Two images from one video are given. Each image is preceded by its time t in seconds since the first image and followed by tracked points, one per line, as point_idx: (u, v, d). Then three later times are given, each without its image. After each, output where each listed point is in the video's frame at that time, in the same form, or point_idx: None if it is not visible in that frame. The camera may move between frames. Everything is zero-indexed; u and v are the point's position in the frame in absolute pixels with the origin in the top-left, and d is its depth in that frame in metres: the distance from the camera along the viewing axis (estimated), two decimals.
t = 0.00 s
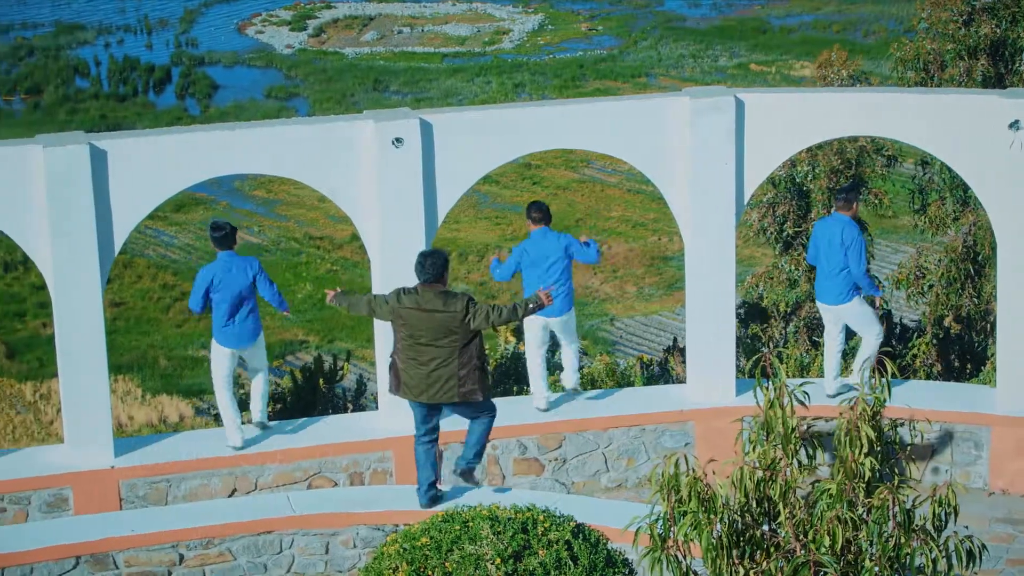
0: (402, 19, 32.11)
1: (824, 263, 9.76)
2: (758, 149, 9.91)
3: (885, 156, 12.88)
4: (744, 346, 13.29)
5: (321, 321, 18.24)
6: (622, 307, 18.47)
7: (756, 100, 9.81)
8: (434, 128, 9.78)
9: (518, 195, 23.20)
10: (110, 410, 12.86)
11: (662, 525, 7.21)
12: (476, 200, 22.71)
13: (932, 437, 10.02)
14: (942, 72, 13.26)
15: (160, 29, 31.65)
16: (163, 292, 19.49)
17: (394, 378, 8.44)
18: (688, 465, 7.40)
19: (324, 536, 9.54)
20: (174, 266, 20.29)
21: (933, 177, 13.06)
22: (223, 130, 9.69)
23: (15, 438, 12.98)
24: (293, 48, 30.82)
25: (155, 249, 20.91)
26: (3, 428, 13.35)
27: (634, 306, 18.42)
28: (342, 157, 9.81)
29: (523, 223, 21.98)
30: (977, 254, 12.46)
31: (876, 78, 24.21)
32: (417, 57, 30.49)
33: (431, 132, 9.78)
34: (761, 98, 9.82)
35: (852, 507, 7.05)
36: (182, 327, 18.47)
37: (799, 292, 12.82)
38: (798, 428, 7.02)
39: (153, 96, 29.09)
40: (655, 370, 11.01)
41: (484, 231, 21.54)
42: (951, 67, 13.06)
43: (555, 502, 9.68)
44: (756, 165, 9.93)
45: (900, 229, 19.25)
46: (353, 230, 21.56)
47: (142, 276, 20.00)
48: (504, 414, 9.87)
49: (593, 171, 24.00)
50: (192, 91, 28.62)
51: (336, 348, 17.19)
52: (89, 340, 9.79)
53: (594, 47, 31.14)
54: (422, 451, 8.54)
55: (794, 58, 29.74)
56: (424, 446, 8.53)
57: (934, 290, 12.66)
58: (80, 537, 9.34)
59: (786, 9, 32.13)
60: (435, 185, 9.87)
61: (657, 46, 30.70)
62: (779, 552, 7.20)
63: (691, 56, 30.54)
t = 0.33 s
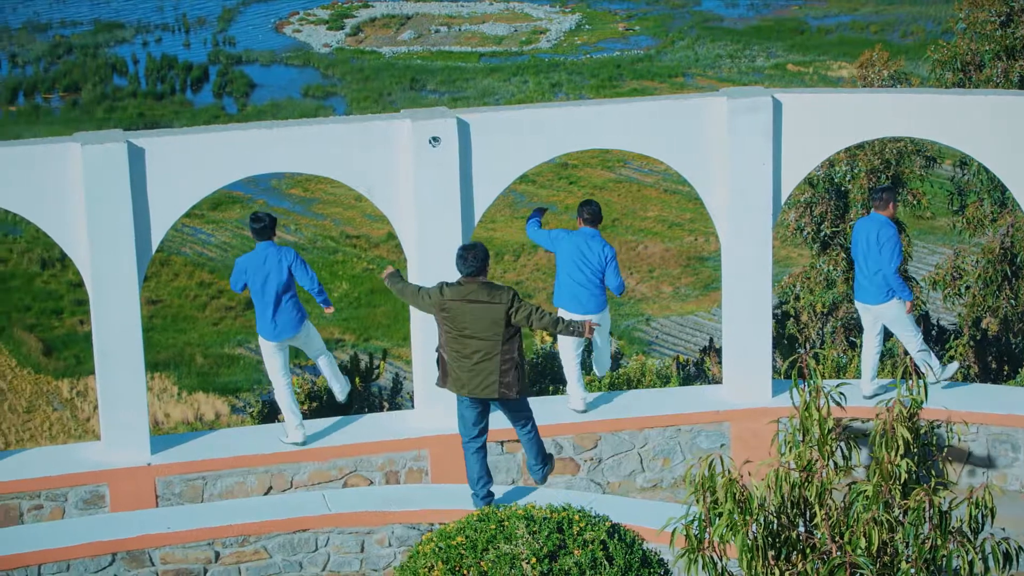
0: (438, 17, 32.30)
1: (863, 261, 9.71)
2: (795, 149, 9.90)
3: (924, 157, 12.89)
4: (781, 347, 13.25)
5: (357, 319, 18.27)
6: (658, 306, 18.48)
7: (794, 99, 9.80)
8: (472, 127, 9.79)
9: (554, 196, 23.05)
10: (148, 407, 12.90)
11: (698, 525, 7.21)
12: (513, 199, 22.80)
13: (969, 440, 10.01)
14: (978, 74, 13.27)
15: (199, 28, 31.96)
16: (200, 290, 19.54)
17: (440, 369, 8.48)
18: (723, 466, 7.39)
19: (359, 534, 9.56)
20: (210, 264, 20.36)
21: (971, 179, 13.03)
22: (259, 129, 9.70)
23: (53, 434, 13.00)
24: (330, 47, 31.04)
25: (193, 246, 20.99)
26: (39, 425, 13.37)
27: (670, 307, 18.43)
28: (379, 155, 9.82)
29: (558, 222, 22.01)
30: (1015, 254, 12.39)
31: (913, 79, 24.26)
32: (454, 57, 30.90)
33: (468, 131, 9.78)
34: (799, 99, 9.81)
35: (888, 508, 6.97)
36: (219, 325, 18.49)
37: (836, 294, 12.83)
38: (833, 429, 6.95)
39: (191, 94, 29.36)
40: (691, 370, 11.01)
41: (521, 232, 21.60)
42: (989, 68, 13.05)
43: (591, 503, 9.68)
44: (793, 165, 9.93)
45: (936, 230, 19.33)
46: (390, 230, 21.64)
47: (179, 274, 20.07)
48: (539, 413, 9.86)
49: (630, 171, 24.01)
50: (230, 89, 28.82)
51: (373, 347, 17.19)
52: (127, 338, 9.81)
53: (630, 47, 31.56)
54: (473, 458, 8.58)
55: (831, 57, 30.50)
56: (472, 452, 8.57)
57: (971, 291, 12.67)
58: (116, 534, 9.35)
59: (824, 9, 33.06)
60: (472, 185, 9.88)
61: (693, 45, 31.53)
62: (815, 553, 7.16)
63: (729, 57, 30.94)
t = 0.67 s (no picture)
0: (473, 16, 33.62)
1: (910, 267, 9.92)
2: (830, 150, 9.89)
3: (961, 159, 12.86)
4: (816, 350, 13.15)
5: (391, 318, 18.20)
6: (693, 306, 18.44)
7: (830, 100, 9.79)
8: (507, 127, 9.78)
9: (590, 195, 23.25)
10: (186, 405, 12.97)
11: (731, 526, 7.08)
12: (549, 199, 22.88)
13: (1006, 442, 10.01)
14: (1019, 75, 13.26)
15: (234, 26, 33.20)
16: (235, 289, 19.61)
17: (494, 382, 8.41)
18: (757, 468, 7.29)
19: (394, 534, 9.57)
20: (246, 263, 20.44)
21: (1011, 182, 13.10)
22: (295, 129, 9.72)
23: (89, 432, 13.04)
24: (367, 46, 31.86)
25: (228, 245, 21.10)
26: (75, 423, 13.41)
27: (705, 308, 18.36)
28: (416, 155, 9.82)
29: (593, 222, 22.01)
30: None
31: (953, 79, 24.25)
32: (491, 56, 31.70)
33: (504, 131, 9.78)
34: (836, 99, 9.80)
35: (924, 510, 6.95)
36: (254, 324, 18.53)
37: (872, 295, 12.83)
38: (870, 430, 6.89)
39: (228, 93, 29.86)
40: (726, 372, 10.99)
41: (556, 232, 21.64)
42: None
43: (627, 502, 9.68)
44: (829, 166, 9.92)
45: (974, 232, 19.31)
46: (425, 229, 21.72)
47: (215, 273, 20.18)
48: (575, 413, 9.87)
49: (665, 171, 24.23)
50: (268, 88, 29.15)
51: (408, 346, 17.01)
52: (163, 335, 9.83)
53: (668, 47, 32.17)
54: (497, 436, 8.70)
55: (868, 58, 30.74)
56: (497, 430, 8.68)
57: (1008, 293, 12.71)
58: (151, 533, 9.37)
59: (861, 11, 33.66)
60: (507, 185, 9.89)
61: (730, 46, 31.66)
62: (850, 556, 7.11)
63: (766, 58, 31.13)
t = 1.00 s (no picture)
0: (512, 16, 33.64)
1: (949, 266, 9.85)
2: (868, 151, 9.88)
3: (997, 161, 13.20)
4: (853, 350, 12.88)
5: (428, 318, 18.08)
6: (731, 307, 18.39)
7: (868, 101, 9.78)
8: (545, 127, 9.79)
9: (627, 195, 23.35)
10: (221, 403, 13.00)
11: (767, 528, 7.03)
12: (586, 198, 22.95)
13: None
14: None
15: (273, 25, 33.71)
16: (272, 287, 19.65)
17: (537, 374, 8.39)
18: (792, 470, 7.19)
19: (430, 533, 9.58)
20: (283, 262, 20.49)
21: None
22: (332, 128, 9.73)
23: (125, 429, 13.05)
24: (405, 46, 32.12)
25: (265, 244, 21.16)
26: (111, 420, 13.42)
27: (742, 309, 18.25)
28: (453, 153, 9.83)
29: (630, 223, 22.01)
30: None
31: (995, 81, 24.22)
32: (528, 56, 31.85)
33: (542, 131, 9.78)
34: (873, 100, 9.79)
35: (960, 513, 6.89)
36: (290, 321, 18.53)
37: (909, 297, 12.86)
38: (908, 431, 6.84)
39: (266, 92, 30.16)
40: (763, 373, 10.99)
41: (594, 231, 21.69)
42: None
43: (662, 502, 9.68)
44: (867, 167, 9.91)
45: (1014, 233, 19.28)
46: (462, 229, 21.80)
47: (252, 271, 20.24)
48: (612, 413, 9.88)
49: (703, 171, 24.37)
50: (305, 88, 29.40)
51: (444, 345, 16.82)
52: (199, 332, 9.85)
53: (706, 47, 32.35)
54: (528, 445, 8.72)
55: (908, 59, 30.84)
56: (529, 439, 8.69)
57: None
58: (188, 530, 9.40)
59: (899, 12, 33.64)
60: (545, 184, 9.88)
61: (768, 47, 31.66)
62: (887, 558, 7.04)
63: (804, 58, 31.25)
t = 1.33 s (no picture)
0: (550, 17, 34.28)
1: (980, 265, 9.77)
2: (908, 153, 9.88)
3: None
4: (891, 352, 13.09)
5: (465, 317, 18.05)
6: (765, 309, 18.26)
7: (908, 103, 9.79)
8: (583, 127, 9.79)
9: (665, 195, 23.45)
10: (258, 400, 13.05)
11: (803, 529, 6.86)
12: (623, 199, 23.08)
13: None
14: None
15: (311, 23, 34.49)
16: (309, 287, 19.74)
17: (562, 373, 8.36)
18: (827, 471, 7.06)
19: (466, 532, 9.56)
20: (320, 261, 20.60)
21: None
22: (369, 127, 9.73)
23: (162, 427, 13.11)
24: (442, 45, 32.94)
25: (303, 243, 21.28)
26: (149, 417, 13.49)
27: (779, 309, 18.24)
28: (491, 154, 9.84)
29: (669, 224, 22.09)
30: None
31: None
32: (566, 56, 32.63)
33: (580, 131, 9.79)
34: (913, 103, 9.80)
35: (998, 516, 6.70)
36: (327, 320, 18.57)
37: (946, 298, 13.36)
38: (944, 432, 6.66)
39: (303, 89, 31.65)
40: (800, 374, 11.01)
41: (631, 232, 21.82)
42: None
43: (698, 502, 9.70)
44: (906, 169, 9.91)
45: None
46: (498, 229, 21.95)
47: (289, 270, 20.35)
48: (647, 414, 9.90)
49: (741, 172, 24.35)
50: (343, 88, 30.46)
51: (481, 345, 16.81)
52: (237, 330, 9.87)
53: (744, 47, 32.93)
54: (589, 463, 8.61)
55: (948, 60, 31.11)
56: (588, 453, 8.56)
57: None
58: (224, 527, 9.41)
59: (939, 12, 33.67)
60: (583, 184, 9.89)
61: (807, 48, 32.22)
62: (923, 560, 6.81)
63: (842, 60, 31.60)
